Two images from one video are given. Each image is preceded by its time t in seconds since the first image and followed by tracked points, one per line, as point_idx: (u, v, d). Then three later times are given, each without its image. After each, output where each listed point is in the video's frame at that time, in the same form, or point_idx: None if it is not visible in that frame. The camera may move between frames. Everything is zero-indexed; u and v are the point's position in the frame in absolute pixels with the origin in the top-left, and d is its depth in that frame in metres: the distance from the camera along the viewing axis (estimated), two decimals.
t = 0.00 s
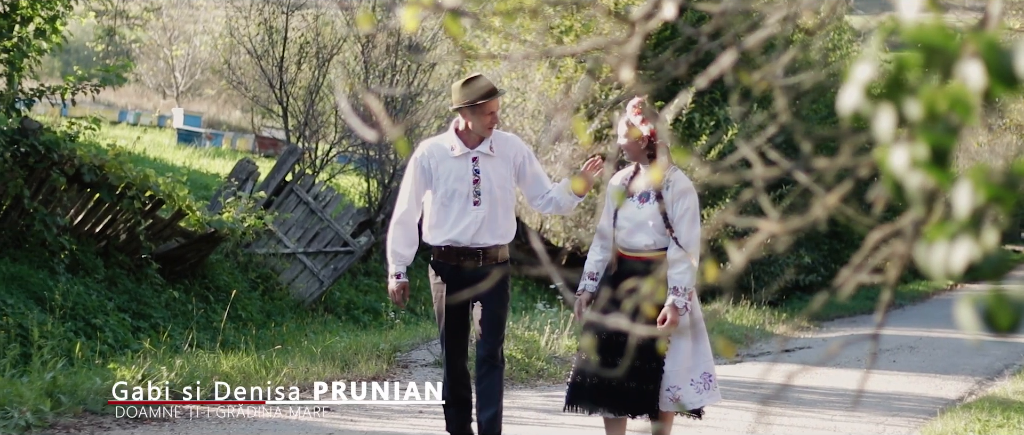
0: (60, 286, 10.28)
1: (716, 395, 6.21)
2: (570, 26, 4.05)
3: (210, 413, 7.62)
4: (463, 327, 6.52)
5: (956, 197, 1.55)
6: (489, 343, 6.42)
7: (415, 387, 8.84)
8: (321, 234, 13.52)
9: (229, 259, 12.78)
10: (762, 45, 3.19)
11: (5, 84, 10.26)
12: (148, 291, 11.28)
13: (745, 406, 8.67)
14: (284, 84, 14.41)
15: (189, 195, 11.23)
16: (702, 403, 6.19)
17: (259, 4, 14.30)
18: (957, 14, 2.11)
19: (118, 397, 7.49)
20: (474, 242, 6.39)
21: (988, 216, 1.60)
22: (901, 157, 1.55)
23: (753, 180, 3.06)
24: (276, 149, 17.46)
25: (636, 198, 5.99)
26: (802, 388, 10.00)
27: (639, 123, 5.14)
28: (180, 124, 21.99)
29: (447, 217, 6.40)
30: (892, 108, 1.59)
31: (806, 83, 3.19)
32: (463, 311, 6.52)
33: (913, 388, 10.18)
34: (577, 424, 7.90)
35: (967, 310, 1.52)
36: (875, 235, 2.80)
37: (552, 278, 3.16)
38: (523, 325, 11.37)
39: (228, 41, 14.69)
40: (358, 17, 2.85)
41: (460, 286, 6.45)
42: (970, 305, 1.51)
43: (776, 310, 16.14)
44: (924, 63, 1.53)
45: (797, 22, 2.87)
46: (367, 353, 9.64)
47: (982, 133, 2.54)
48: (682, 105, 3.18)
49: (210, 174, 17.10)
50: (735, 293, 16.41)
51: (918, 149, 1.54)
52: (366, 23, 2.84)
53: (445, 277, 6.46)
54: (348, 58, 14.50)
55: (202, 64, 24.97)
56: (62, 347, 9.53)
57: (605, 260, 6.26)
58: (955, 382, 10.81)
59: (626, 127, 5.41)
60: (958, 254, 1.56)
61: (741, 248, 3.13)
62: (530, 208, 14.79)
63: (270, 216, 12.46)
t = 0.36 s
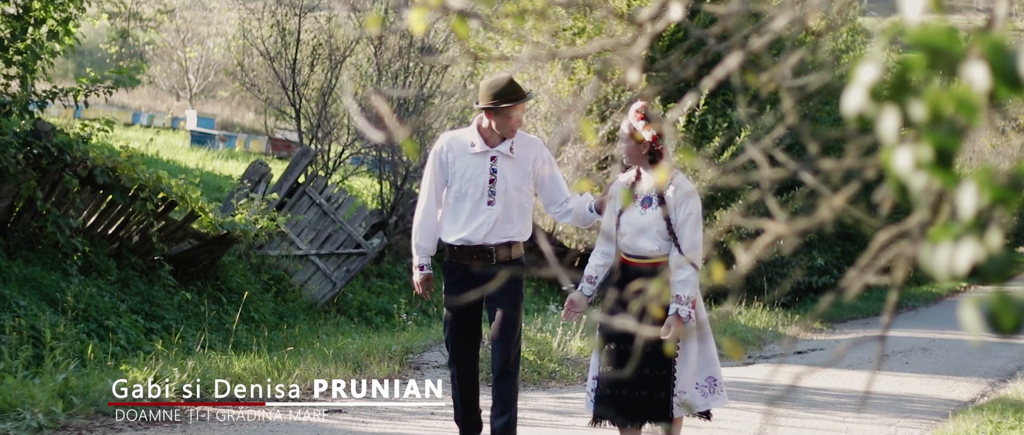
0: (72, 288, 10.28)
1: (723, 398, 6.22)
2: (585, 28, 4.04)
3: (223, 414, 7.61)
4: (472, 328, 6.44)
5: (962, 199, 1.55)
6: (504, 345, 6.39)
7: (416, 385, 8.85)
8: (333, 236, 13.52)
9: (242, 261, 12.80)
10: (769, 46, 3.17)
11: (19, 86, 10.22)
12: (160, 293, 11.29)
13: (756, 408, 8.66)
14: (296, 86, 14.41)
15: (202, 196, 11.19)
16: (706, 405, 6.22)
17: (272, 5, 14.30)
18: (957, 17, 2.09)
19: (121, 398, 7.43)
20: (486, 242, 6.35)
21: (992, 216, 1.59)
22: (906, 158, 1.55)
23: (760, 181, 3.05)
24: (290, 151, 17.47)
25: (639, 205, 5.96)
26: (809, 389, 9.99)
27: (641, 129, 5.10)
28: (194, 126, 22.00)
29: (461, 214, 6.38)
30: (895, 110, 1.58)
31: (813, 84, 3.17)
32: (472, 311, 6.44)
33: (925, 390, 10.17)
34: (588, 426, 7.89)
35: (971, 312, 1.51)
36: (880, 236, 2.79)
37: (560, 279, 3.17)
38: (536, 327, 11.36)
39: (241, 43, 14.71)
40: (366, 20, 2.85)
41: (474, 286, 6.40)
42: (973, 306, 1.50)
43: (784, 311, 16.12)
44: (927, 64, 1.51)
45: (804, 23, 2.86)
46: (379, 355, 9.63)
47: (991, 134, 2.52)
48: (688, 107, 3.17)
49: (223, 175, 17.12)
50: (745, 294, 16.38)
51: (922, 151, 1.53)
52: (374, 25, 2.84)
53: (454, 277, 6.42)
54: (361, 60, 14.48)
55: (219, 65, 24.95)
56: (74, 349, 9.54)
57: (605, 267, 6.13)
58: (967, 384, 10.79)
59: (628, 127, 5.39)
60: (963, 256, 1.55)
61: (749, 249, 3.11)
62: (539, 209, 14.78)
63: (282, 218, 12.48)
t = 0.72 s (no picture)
0: (84, 287, 10.29)
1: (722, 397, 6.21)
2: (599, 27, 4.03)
3: (234, 413, 7.62)
4: (478, 327, 6.36)
5: (965, 198, 1.62)
6: (513, 347, 6.37)
7: (416, 385, 8.82)
8: (345, 235, 13.45)
9: (254, 260, 12.79)
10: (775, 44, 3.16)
11: (31, 86, 10.18)
12: (172, 293, 11.29)
13: (765, 407, 8.66)
14: (309, 86, 14.41)
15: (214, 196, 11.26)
16: (705, 402, 6.22)
17: (284, 5, 14.28)
18: (965, 16, 2.08)
19: (120, 397, 7.41)
20: (498, 236, 6.30)
21: (995, 217, 1.66)
22: (908, 157, 1.65)
23: (765, 180, 3.04)
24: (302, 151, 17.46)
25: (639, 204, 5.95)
26: (816, 388, 10.00)
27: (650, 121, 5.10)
28: (206, 125, 22.00)
29: (473, 206, 6.34)
30: (899, 108, 1.66)
31: (819, 83, 3.16)
32: (479, 309, 6.36)
33: (934, 389, 10.17)
34: (599, 425, 7.88)
35: (973, 309, 1.55)
36: (885, 234, 2.77)
37: (567, 278, 3.16)
38: (548, 326, 11.35)
39: (254, 43, 14.72)
40: (372, 19, 2.85)
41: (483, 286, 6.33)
42: (976, 304, 1.55)
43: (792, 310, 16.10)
44: (929, 64, 1.60)
45: (813, 23, 2.84)
46: (391, 355, 9.64)
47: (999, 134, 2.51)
48: (693, 107, 3.16)
49: (236, 175, 17.13)
50: (754, 293, 16.36)
51: (925, 149, 1.63)
52: (380, 24, 2.84)
53: (463, 271, 6.37)
54: (373, 60, 14.46)
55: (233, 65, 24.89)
56: (86, 348, 9.57)
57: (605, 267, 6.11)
58: (978, 384, 10.79)
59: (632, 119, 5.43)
60: (965, 255, 1.62)
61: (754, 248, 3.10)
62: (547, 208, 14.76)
63: (295, 217, 12.49)
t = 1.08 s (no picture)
0: (94, 285, 10.31)
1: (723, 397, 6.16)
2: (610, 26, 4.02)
3: (244, 412, 7.63)
4: (485, 326, 6.34)
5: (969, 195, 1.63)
6: (520, 349, 6.37)
7: (415, 384, 8.79)
8: (355, 234, 13.35)
9: (264, 259, 12.78)
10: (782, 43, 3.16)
11: (42, 85, 10.18)
12: (183, 291, 11.29)
13: (774, 406, 8.67)
14: (319, 85, 14.40)
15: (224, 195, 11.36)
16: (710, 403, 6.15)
17: (295, 4, 14.28)
18: (972, 15, 2.08)
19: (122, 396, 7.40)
20: (509, 236, 6.30)
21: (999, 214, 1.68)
22: (912, 154, 1.66)
23: (772, 178, 3.03)
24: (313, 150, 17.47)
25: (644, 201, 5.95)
26: (822, 387, 10.01)
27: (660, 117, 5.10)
28: (217, 124, 22.01)
29: (483, 206, 6.33)
30: (903, 106, 1.69)
31: (825, 82, 3.15)
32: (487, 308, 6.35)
33: (945, 388, 10.17)
34: (608, 424, 7.89)
35: (979, 307, 1.57)
36: (891, 231, 2.77)
37: (573, 275, 3.16)
38: (558, 325, 11.35)
39: (264, 42, 14.72)
40: (380, 17, 2.84)
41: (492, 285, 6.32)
42: (979, 300, 1.59)
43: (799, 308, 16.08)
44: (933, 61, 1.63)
45: (818, 20, 2.84)
46: (400, 353, 9.64)
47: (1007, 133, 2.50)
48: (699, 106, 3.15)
49: (246, 173, 17.14)
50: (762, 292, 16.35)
51: (928, 146, 1.64)
52: (387, 22, 2.83)
53: (470, 268, 6.34)
54: (384, 59, 14.45)
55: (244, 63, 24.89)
56: (96, 346, 9.59)
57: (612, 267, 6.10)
58: (989, 383, 10.79)
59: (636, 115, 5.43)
60: (968, 252, 1.64)
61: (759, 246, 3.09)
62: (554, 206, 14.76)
63: (305, 216, 12.53)
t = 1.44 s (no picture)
0: (105, 287, 10.33)
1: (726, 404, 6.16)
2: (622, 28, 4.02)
3: (254, 413, 7.64)
4: (493, 328, 6.32)
5: (974, 195, 1.65)
6: (528, 353, 6.37)
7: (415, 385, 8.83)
8: (367, 235, 13.34)
9: (275, 261, 12.77)
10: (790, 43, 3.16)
11: (54, 86, 10.20)
12: (193, 293, 11.30)
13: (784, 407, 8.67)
14: (330, 86, 14.40)
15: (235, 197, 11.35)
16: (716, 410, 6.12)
17: (306, 6, 14.28)
18: (986, 15, 2.07)
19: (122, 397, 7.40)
20: (520, 243, 6.28)
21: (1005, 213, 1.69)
22: (917, 154, 1.67)
23: (780, 179, 3.02)
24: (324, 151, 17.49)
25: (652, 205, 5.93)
26: (830, 388, 10.02)
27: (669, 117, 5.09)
28: (229, 126, 22.07)
29: (491, 214, 6.32)
30: (908, 107, 1.70)
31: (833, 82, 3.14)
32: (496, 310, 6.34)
33: (956, 390, 10.16)
34: (619, 425, 7.89)
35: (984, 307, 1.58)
36: (898, 231, 2.76)
37: (581, 276, 3.17)
38: (569, 326, 11.36)
39: (276, 43, 14.75)
40: (389, 18, 2.84)
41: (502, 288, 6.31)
42: (984, 302, 1.61)
43: (808, 309, 16.07)
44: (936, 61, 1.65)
45: (826, 21, 2.85)
46: (412, 354, 9.64)
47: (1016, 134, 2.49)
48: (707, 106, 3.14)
49: (257, 175, 17.17)
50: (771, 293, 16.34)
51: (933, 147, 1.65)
52: (396, 24, 2.83)
53: (477, 269, 6.33)
54: (395, 60, 14.47)
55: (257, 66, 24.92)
56: (107, 347, 9.62)
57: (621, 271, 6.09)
58: (1000, 384, 10.77)
59: (645, 117, 5.45)
60: (973, 252, 1.65)
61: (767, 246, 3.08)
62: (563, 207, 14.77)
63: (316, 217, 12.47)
